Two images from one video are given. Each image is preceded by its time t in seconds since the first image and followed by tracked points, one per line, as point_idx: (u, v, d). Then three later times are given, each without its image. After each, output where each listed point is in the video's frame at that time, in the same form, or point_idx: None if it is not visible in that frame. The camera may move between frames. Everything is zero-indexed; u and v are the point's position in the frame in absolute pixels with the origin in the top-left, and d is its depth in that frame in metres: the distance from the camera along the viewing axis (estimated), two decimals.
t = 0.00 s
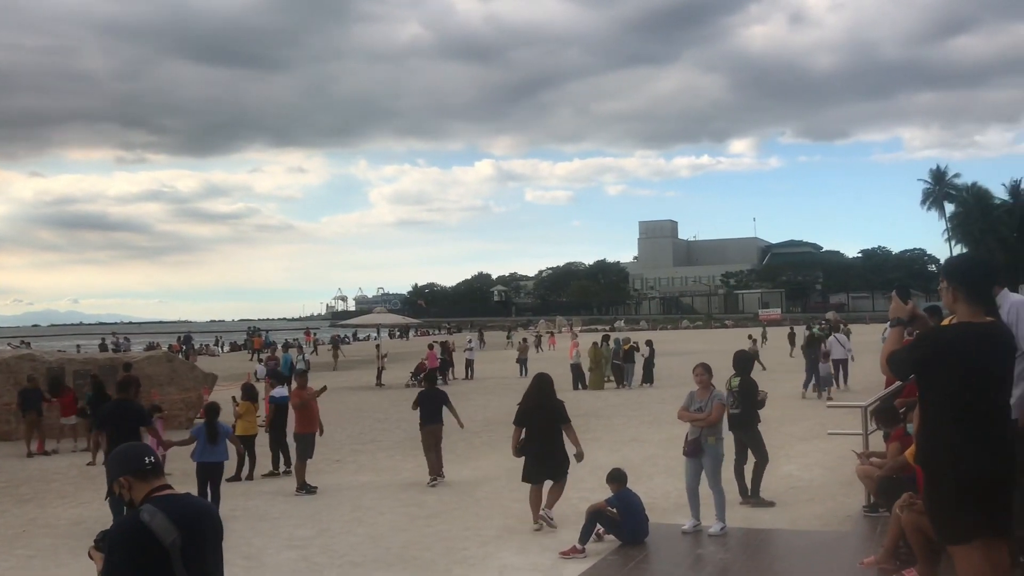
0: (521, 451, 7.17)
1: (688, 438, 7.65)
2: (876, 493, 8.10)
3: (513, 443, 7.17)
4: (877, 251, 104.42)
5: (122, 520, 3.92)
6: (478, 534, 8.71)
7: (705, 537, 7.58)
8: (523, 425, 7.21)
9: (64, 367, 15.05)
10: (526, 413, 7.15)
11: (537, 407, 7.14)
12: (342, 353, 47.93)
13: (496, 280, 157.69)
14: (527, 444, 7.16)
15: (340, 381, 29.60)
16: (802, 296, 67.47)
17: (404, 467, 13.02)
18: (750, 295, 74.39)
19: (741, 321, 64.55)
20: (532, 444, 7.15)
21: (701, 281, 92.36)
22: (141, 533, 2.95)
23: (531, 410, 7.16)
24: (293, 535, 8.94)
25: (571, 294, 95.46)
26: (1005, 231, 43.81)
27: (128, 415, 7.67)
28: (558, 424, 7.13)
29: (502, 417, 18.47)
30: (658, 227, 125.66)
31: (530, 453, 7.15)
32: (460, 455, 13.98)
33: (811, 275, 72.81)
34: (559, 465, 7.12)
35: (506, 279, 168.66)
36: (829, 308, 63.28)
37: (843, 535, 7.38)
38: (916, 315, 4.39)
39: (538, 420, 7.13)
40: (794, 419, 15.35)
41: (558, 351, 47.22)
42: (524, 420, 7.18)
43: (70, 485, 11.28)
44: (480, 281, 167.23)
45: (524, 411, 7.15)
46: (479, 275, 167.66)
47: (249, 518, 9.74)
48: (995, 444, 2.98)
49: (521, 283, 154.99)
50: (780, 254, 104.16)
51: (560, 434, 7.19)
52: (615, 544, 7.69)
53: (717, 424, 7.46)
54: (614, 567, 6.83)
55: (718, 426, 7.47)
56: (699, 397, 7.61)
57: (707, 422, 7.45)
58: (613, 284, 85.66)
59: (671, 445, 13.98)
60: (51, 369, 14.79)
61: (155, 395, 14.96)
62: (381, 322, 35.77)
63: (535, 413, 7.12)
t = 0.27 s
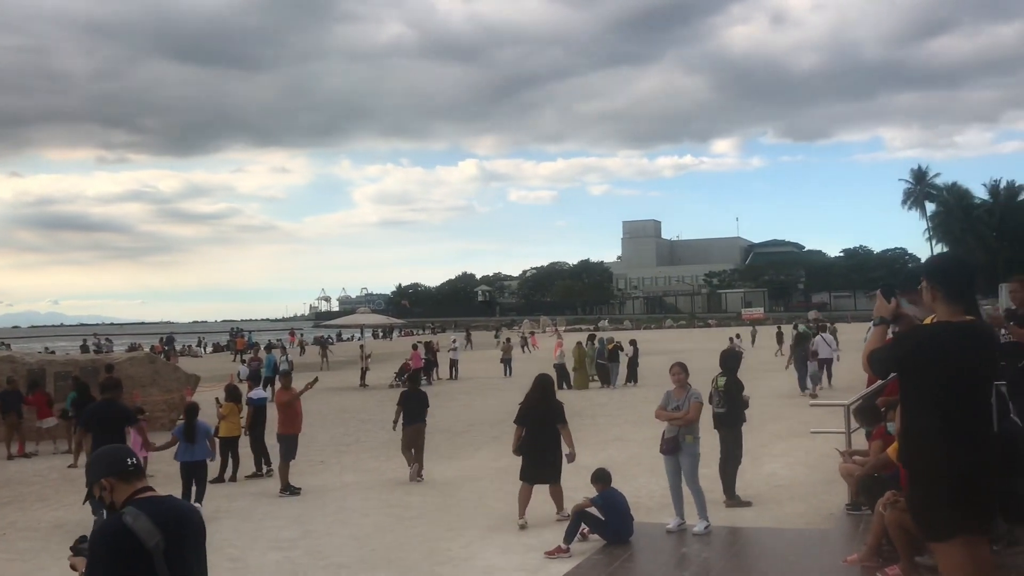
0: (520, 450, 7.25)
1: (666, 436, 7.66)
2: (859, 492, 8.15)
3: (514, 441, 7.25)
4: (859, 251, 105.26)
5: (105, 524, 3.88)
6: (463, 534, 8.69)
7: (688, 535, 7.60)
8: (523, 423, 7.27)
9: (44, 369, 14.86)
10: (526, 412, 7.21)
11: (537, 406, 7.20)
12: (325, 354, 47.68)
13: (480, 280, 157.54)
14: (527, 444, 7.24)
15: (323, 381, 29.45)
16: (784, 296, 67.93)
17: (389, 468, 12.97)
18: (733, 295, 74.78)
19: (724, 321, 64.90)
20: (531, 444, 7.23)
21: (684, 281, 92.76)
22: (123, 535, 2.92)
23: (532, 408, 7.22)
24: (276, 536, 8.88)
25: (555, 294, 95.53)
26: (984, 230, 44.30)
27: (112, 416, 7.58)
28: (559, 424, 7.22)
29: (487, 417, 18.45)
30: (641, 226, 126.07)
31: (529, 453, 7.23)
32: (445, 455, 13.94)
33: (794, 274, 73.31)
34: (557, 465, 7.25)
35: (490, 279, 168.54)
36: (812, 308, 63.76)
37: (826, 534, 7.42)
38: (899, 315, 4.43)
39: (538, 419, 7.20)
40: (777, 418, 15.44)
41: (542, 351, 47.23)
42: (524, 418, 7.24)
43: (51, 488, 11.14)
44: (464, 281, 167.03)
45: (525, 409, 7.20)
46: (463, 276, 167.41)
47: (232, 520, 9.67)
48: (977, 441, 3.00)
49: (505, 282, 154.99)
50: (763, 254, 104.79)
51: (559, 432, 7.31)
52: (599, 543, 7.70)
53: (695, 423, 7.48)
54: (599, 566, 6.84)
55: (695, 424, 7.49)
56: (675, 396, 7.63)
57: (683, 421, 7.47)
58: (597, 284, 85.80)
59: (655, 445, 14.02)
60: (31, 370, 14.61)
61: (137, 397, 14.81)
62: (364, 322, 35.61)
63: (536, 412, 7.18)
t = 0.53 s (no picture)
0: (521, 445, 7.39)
1: (646, 437, 7.69)
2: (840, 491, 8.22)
3: (513, 436, 7.38)
4: (840, 252, 106.21)
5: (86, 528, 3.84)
6: (447, 536, 8.68)
7: (670, 536, 7.62)
8: (522, 418, 7.42)
9: (23, 371, 14.68)
10: (527, 408, 7.37)
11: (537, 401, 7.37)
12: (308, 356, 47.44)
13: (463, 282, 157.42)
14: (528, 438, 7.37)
15: (307, 383, 29.27)
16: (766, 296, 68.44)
17: (372, 469, 12.91)
18: (716, 296, 75.18)
19: (706, 322, 65.19)
20: (532, 437, 7.36)
21: (667, 282, 93.13)
22: (105, 538, 2.88)
23: (533, 403, 7.39)
24: (260, 539, 8.83)
25: (539, 295, 95.56)
26: (964, 231, 44.79)
27: (92, 417, 7.51)
28: (558, 420, 7.40)
29: (470, 418, 18.42)
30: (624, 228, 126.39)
31: (530, 447, 7.37)
32: (428, 457, 13.91)
33: (775, 275, 73.82)
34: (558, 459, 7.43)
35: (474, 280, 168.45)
36: (794, 308, 64.21)
37: (808, 533, 7.46)
38: (880, 312, 4.48)
39: (539, 415, 7.36)
40: (759, 417, 15.54)
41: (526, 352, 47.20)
42: (524, 414, 7.39)
43: (30, 492, 11.01)
44: (448, 283, 166.80)
45: (526, 404, 7.37)
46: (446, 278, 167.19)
47: (214, 522, 9.60)
48: (958, 439, 3.04)
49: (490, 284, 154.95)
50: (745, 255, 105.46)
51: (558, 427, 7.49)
52: (583, 544, 7.72)
53: (676, 422, 7.52)
54: (582, 567, 6.85)
55: (676, 424, 7.53)
56: (653, 396, 7.67)
57: (663, 421, 7.51)
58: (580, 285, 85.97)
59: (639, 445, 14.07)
60: (11, 374, 14.42)
61: (118, 399, 14.66)
62: (347, 324, 35.47)
63: (538, 408, 7.34)
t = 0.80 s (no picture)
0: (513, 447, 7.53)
1: (628, 438, 7.71)
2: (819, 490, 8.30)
3: (506, 438, 7.53)
4: (819, 252, 107.20)
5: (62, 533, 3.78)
6: (429, 537, 8.66)
7: (650, 537, 7.65)
8: (514, 421, 7.55)
9: None
10: (518, 412, 7.50)
11: (528, 402, 7.49)
12: (288, 358, 47.09)
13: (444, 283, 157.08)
14: (520, 440, 7.51)
15: (286, 386, 29.08)
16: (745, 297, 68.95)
17: (353, 471, 12.87)
18: (696, 297, 75.60)
19: (686, 322, 65.54)
20: (523, 439, 7.50)
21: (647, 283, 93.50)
22: (85, 542, 2.85)
23: (526, 404, 7.51)
24: (240, 542, 8.78)
25: (520, 296, 95.52)
26: (941, 232, 45.38)
27: (71, 419, 7.43)
28: (549, 421, 7.52)
29: (451, 420, 18.39)
30: (605, 228, 126.75)
31: (522, 449, 7.50)
32: (410, 458, 13.88)
33: (755, 276, 74.36)
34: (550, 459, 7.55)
35: (455, 281, 168.11)
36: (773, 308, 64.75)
37: (788, 533, 7.52)
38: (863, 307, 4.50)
39: (531, 416, 7.49)
40: (739, 418, 15.66)
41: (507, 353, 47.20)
42: (516, 417, 7.53)
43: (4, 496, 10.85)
44: (430, 284, 166.54)
45: (519, 405, 7.49)
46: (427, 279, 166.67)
47: (193, 525, 9.52)
48: (934, 439, 3.08)
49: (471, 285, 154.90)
50: (725, 256, 106.16)
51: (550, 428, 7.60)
52: (565, 544, 7.73)
53: (657, 423, 7.56)
54: (564, 568, 6.86)
55: (658, 424, 7.57)
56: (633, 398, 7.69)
57: (646, 422, 7.54)
58: (560, 286, 86.09)
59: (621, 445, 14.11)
60: None
61: (96, 403, 14.49)
62: (327, 327, 35.26)
63: (530, 409, 7.47)
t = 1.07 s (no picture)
0: (504, 444, 7.82)
1: (610, 439, 7.72)
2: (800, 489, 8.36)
3: (497, 436, 7.85)
4: (797, 252, 108.10)
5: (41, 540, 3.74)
6: (411, 539, 8.64)
7: (631, 537, 7.66)
8: (505, 420, 7.88)
9: None
10: (508, 410, 7.82)
11: (515, 400, 7.81)
12: (267, 360, 46.74)
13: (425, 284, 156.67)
14: (511, 437, 7.81)
15: (266, 387, 28.86)
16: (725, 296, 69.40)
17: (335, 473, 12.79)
18: (676, 296, 75.97)
19: (667, 322, 65.86)
20: (514, 436, 7.80)
21: (628, 282, 93.82)
22: (65, 548, 2.81)
23: (514, 403, 7.82)
24: (221, 545, 8.71)
25: (500, 297, 95.44)
26: (918, 231, 46.08)
27: (51, 421, 7.33)
28: (538, 417, 7.80)
29: (433, 421, 18.34)
30: (586, 228, 126.99)
31: (513, 446, 7.79)
32: (392, 460, 13.83)
33: (734, 276, 74.86)
34: (542, 453, 7.81)
35: (435, 282, 167.75)
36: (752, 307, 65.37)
37: (770, 531, 7.57)
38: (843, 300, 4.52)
39: (520, 413, 7.80)
40: (720, 417, 15.76)
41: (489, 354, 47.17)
42: (507, 416, 7.86)
43: None
44: (410, 284, 166.32)
45: (507, 402, 7.82)
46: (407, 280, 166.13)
47: (172, 529, 9.42)
48: (912, 438, 3.12)
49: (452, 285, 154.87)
50: (704, 256, 106.80)
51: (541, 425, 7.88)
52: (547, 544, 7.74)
53: (640, 423, 7.58)
54: (546, 568, 6.86)
55: (640, 424, 7.59)
56: (614, 398, 7.72)
57: (627, 422, 7.56)
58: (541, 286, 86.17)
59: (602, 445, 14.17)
60: None
61: (74, 406, 14.33)
62: (308, 328, 35.04)
63: (516, 406, 7.78)
